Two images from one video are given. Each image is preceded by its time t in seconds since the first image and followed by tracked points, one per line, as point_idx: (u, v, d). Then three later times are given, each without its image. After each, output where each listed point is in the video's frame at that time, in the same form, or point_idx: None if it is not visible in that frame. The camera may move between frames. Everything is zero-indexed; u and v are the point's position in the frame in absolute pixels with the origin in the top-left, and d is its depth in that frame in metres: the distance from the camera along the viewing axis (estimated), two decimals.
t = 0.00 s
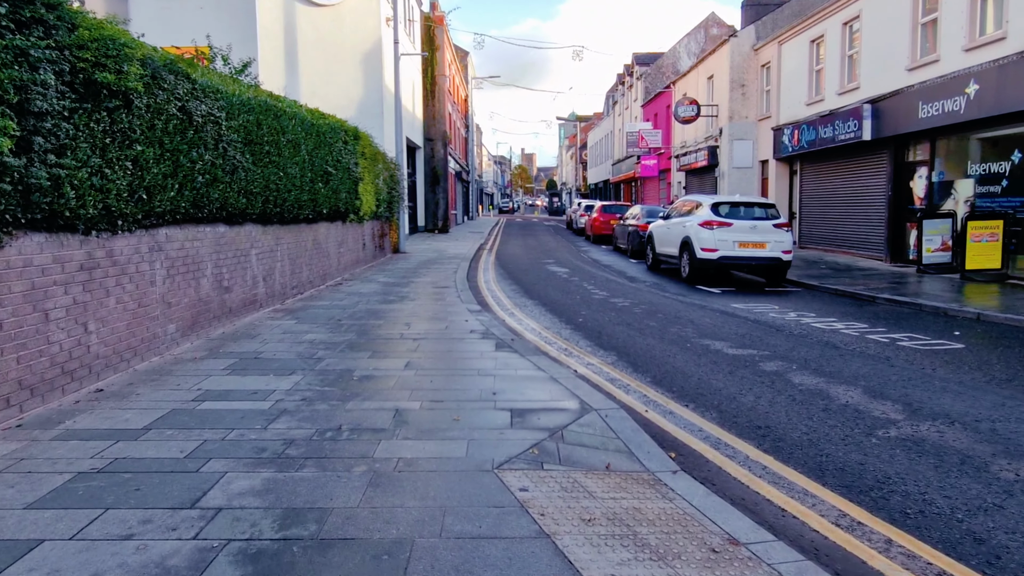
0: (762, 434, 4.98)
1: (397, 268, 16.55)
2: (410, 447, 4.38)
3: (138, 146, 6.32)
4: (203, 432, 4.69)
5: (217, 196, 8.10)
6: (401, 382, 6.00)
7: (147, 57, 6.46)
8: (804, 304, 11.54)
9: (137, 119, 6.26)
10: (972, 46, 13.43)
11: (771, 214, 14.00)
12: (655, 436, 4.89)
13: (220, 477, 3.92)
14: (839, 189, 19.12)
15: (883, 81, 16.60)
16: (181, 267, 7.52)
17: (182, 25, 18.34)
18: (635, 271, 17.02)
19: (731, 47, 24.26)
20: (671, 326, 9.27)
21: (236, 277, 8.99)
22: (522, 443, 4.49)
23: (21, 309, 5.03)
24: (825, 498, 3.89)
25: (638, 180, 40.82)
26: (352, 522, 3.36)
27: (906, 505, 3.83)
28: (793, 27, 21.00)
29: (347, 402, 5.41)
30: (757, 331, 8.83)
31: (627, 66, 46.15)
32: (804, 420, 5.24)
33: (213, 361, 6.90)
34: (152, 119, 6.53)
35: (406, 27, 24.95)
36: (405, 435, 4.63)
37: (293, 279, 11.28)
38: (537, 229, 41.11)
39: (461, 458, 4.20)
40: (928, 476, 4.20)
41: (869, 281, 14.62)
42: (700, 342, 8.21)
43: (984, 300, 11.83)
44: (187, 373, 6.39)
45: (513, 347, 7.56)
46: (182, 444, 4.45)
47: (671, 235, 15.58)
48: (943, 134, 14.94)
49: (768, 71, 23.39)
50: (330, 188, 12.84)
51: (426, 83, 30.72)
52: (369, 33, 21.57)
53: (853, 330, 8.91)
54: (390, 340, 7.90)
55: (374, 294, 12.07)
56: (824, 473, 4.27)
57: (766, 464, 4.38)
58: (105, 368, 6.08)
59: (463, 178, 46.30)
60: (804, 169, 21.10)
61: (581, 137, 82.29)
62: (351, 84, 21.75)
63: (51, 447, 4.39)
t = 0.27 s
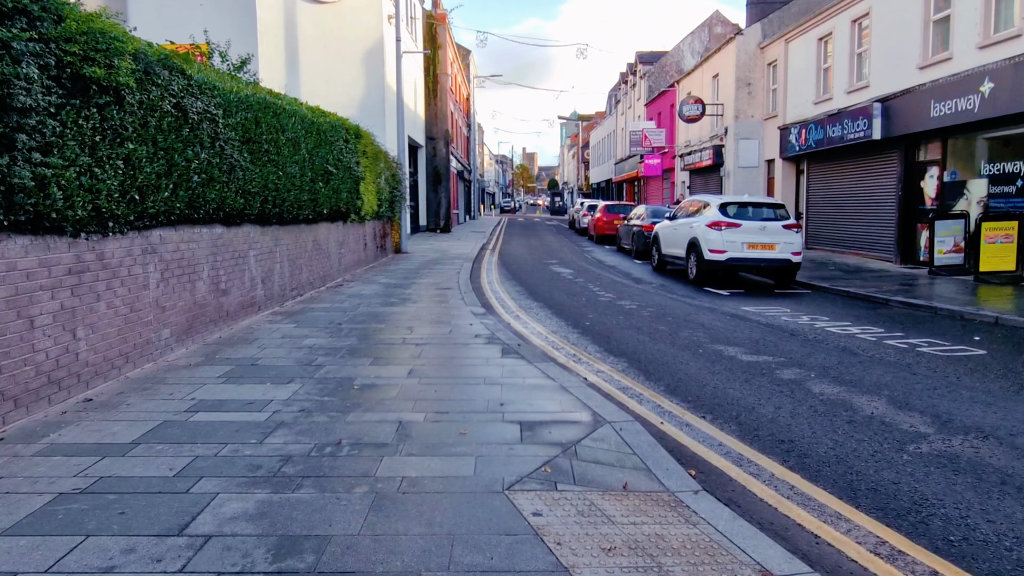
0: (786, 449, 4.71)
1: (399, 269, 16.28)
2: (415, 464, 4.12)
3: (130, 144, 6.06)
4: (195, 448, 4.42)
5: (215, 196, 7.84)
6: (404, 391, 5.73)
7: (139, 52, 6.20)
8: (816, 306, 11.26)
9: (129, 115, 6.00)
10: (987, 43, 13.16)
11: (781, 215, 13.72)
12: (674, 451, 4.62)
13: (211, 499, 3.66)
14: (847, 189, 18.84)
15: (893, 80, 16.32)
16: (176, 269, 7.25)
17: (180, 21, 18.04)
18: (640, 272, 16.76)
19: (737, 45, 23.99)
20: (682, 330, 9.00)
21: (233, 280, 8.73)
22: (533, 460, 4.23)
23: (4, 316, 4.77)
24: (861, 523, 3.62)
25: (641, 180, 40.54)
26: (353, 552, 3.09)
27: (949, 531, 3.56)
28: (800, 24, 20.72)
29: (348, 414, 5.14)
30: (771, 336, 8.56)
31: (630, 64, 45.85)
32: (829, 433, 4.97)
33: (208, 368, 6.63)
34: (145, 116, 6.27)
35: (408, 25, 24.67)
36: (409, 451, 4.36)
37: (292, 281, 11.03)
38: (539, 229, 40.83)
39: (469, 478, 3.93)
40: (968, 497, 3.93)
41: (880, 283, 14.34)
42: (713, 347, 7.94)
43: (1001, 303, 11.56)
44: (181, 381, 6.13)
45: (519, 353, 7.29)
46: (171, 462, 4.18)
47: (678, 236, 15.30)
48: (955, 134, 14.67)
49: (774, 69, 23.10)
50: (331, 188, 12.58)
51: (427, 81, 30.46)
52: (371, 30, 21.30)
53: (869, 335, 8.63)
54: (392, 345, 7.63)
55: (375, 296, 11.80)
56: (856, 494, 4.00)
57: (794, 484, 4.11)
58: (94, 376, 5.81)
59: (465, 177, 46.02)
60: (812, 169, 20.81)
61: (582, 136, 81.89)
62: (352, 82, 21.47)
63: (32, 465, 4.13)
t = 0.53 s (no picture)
0: (813, 460, 4.46)
1: (402, 270, 16.05)
2: (422, 478, 3.87)
3: (124, 140, 5.83)
4: (190, 459, 4.18)
5: (213, 194, 7.61)
6: (410, 397, 5.50)
7: (134, 44, 5.97)
8: (829, 308, 11.01)
9: (123, 110, 5.77)
10: (1001, 40, 12.92)
11: (791, 215, 13.48)
12: (696, 463, 4.37)
13: (205, 516, 3.42)
14: (856, 189, 18.60)
15: (904, 78, 16.08)
16: (172, 270, 7.02)
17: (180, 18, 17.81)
18: (646, 273, 16.53)
19: (744, 44, 23.76)
20: (693, 333, 8.76)
21: (232, 281, 8.50)
22: (547, 473, 3.98)
23: None
24: (902, 543, 3.38)
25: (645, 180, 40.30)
26: None
27: (998, 552, 3.31)
28: (808, 23, 20.48)
29: (351, 422, 4.90)
30: (785, 339, 8.32)
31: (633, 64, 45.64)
32: (856, 443, 4.73)
33: (206, 373, 6.39)
34: (140, 111, 6.04)
35: (410, 24, 24.46)
36: (415, 463, 4.12)
37: (293, 282, 10.80)
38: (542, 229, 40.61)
39: (481, 492, 3.69)
40: (1014, 514, 3.68)
41: (891, 284, 14.08)
42: (727, 351, 7.70)
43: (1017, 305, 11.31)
44: (178, 386, 5.90)
45: (527, 357, 7.05)
46: (164, 474, 3.94)
47: (685, 236, 15.05)
48: (968, 132, 14.43)
49: (781, 68, 22.87)
50: (333, 187, 12.35)
51: (430, 80, 30.29)
52: (374, 29, 21.08)
53: (887, 338, 8.38)
54: (396, 349, 7.39)
55: (378, 297, 11.56)
56: (893, 510, 3.75)
57: (825, 500, 3.86)
58: (87, 381, 5.58)
59: (467, 177, 45.79)
60: (820, 169, 20.57)
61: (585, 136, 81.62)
62: (354, 81, 21.25)
63: (16, 478, 3.89)
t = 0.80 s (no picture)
0: (848, 474, 4.18)
1: (405, 270, 15.79)
2: (433, 495, 3.60)
3: (117, 134, 5.56)
4: (184, 473, 3.91)
5: (211, 193, 7.34)
6: (417, 406, 5.23)
7: (127, 34, 5.70)
8: (844, 310, 10.72)
9: (115, 103, 5.50)
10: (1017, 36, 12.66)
11: (802, 215, 13.20)
12: (724, 478, 4.09)
13: (199, 540, 3.14)
14: (865, 188, 18.32)
15: (916, 76, 15.81)
16: (168, 271, 6.75)
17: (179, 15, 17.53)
18: (653, 274, 16.26)
19: (750, 42, 23.50)
20: (707, 336, 8.49)
21: (231, 283, 8.24)
22: (567, 490, 3.71)
23: None
24: (958, 569, 3.10)
25: (648, 180, 40.02)
26: None
27: None
28: (816, 20, 20.22)
29: (355, 432, 4.63)
30: (803, 342, 8.04)
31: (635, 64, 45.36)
32: (892, 455, 4.45)
33: (204, 379, 6.13)
34: (133, 105, 5.77)
35: (412, 22, 24.20)
36: (425, 478, 3.85)
37: (294, 283, 10.54)
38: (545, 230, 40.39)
39: (497, 512, 3.42)
40: None
41: (904, 285, 13.80)
42: (743, 355, 7.43)
43: None
44: (173, 393, 5.63)
45: (538, 362, 6.77)
46: (156, 491, 3.67)
47: (693, 237, 14.78)
48: (983, 131, 14.15)
49: (788, 66, 22.60)
50: (335, 186, 12.09)
51: (432, 80, 30.09)
52: (376, 26, 20.82)
53: (908, 342, 8.10)
54: (401, 353, 7.12)
55: (381, 299, 11.29)
56: (942, 531, 3.47)
57: (867, 520, 3.58)
58: (78, 388, 5.31)
59: (469, 178, 45.54)
60: (828, 168, 20.29)
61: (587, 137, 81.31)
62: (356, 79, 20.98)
63: None
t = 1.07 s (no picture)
0: (879, 495, 3.95)
1: (405, 272, 15.55)
2: (439, 522, 3.36)
3: (106, 133, 5.31)
4: (173, 496, 3.67)
5: (207, 194, 7.10)
6: (420, 418, 4.99)
7: (117, 29, 5.46)
8: (855, 314, 10.49)
9: (104, 101, 5.25)
10: None
11: (810, 216, 12.97)
12: (747, 500, 3.85)
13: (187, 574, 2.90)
14: (872, 189, 18.09)
15: (923, 75, 15.59)
16: (161, 276, 6.51)
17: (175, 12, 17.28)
18: (657, 276, 16.03)
19: (753, 41, 23.28)
20: (717, 342, 8.25)
21: (227, 286, 8.00)
22: (582, 515, 3.47)
23: None
24: None
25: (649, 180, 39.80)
26: None
27: None
28: (820, 18, 20.00)
29: (355, 448, 4.39)
30: (816, 349, 7.81)
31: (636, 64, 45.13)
32: (923, 474, 4.21)
33: (198, 388, 5.88)
34: (124, 103, 5.53)
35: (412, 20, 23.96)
36: (431, 501, 3.61)
37: (292, 286, 10.29)
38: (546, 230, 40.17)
39: (509, 541, 3.17)
40: None
41: (913, 288, 13.57)
42: (756, 362, 7.20)
43: None
44: (165, 404, 5.38)
45: (545, 370, 6.54)
46: (143, 516, 3.43)
47: (698, 238, 14.55)
48: (993, 131, 13.92)
49: (792, 65, 22.38)
50: (334, 187, 11.84)
51: (432, 79, 29.87)
52: (375, 25, 20.58)
53: (925, 348, 7.87)
54: (403, 360, 6.88)
55: (381, 302, 11.05)
56: (986, 560, 3.24)
57: (903, 548, 3.35)
58: (65, 400, 5.07)
59: (469, 178, 45.31)
60: (833, 168, 20.06)
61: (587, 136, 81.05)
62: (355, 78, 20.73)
63: None
